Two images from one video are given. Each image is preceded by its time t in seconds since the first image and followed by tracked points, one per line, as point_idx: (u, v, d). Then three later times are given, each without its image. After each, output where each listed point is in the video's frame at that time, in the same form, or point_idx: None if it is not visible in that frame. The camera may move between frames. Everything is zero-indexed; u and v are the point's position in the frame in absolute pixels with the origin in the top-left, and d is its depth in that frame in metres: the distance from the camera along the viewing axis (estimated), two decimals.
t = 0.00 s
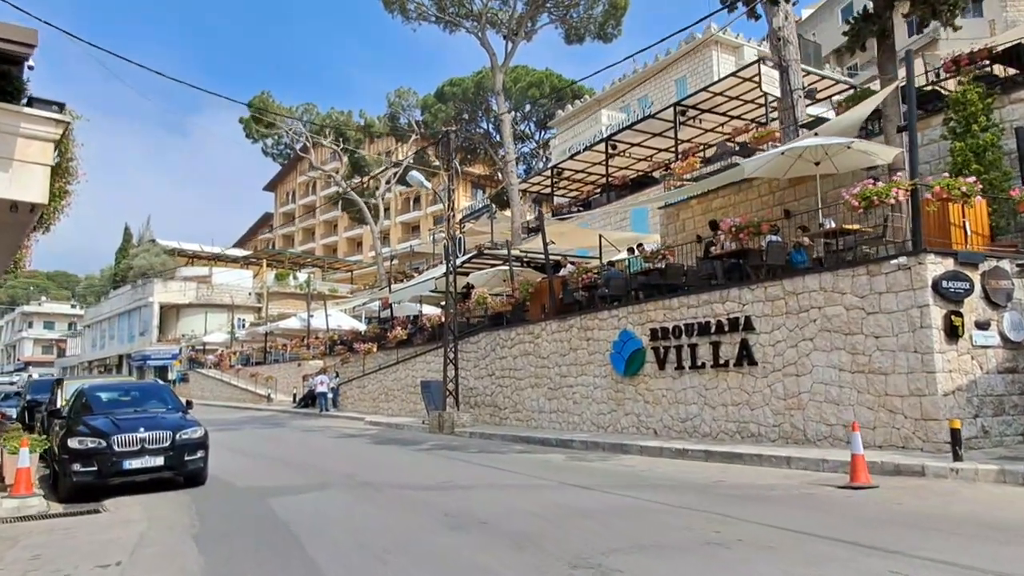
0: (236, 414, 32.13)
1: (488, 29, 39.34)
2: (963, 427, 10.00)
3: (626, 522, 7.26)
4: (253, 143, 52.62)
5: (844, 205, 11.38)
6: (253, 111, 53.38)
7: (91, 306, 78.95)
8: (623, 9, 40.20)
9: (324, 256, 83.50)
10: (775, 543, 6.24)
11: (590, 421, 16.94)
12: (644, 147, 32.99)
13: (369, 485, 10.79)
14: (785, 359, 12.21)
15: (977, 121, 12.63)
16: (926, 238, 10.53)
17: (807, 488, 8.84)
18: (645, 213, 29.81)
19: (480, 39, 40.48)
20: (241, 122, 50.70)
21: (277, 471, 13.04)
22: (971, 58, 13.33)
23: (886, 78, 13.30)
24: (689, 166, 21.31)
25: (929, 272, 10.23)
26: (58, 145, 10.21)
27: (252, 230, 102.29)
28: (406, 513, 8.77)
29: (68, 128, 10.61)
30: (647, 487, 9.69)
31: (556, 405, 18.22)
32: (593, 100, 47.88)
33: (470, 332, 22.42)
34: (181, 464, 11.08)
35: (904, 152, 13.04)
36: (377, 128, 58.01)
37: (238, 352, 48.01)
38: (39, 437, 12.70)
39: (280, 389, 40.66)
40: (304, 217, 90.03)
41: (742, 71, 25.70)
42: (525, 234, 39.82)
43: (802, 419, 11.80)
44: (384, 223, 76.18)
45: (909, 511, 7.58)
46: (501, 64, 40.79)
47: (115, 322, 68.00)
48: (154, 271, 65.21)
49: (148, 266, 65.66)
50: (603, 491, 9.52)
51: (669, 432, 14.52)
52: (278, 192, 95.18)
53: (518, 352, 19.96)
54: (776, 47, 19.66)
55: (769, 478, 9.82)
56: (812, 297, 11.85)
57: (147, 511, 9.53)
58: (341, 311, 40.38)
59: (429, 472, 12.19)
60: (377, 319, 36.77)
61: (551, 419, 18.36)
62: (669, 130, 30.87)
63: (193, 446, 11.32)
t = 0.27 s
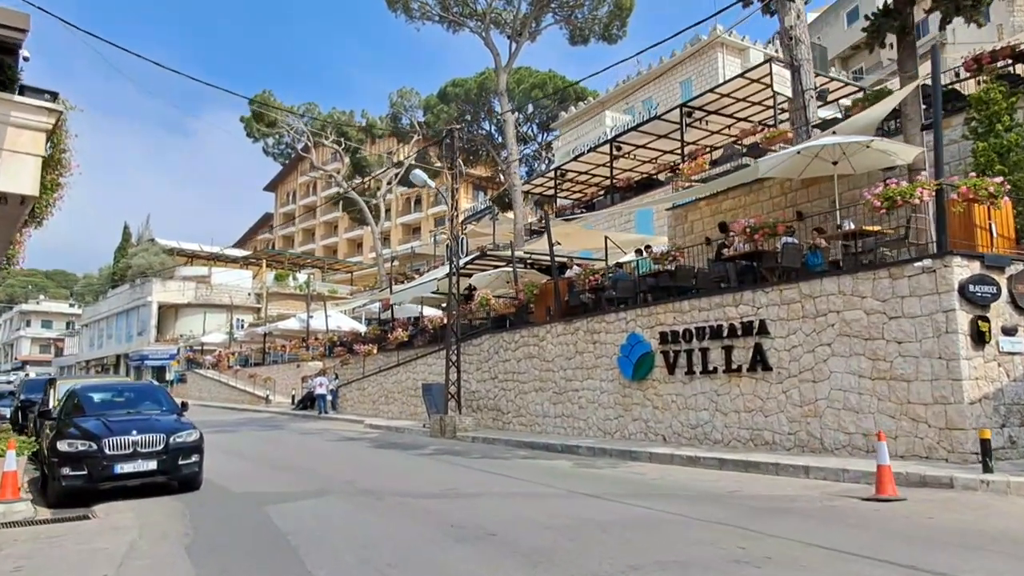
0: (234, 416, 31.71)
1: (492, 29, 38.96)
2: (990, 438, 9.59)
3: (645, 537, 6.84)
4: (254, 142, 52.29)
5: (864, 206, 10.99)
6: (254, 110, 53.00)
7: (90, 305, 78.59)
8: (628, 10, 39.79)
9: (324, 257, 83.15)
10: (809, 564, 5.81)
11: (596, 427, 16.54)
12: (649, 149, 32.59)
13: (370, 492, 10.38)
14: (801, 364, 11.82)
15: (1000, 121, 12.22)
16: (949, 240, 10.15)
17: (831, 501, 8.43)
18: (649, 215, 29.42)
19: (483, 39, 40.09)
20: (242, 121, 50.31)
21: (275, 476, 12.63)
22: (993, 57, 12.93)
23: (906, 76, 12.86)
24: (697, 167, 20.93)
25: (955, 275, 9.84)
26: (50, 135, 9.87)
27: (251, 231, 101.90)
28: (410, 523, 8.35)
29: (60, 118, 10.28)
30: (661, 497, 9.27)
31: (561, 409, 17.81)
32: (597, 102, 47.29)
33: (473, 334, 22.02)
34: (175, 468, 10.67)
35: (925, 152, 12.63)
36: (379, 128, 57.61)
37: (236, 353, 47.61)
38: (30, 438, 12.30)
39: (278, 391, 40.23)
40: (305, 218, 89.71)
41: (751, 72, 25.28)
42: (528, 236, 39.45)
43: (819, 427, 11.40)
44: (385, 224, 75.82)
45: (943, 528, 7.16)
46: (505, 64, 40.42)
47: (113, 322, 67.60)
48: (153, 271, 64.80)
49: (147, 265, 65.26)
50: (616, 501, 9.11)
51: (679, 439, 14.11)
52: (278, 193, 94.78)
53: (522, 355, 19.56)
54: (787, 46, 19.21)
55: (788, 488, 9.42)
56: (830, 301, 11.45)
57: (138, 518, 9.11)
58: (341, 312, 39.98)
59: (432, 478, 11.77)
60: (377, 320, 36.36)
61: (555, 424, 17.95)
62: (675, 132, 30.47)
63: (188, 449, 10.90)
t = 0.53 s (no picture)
0: (233, 415, 31.32)
1: (495, 27, 38.56)
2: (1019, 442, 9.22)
3: (667, 544, 6.48)
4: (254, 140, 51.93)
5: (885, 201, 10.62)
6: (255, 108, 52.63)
7: (88, 304, 78.21)
8: (632, 9, 39.38)
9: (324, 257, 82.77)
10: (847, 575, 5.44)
11: (603, 428, 16.15)
12: (653, 148, 32.21)
13: (373, 494, 9.98)
14: (819, 365, 11.43)
15: None
16: (977, 236, 9.78)
17: (856, 507, 8.06)
18: (654, 215, 29.06)
19: (486, 37, 39.71)
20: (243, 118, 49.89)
21: (274, 478, 12.24)
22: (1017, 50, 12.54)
23: (926, 69, 12.55)
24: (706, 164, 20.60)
25: (982, 272, 9.46)
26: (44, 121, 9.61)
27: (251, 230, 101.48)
28: (417, 527, 7.98)
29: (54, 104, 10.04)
30: (676, 503, 8.89)
31: (566, 410, 17.43)
32: (599, 101, 46.74)
33: (476, 333, 21.63)
34: (171, 469, 10.28)
35: (946, 147, 12.26)
36: (380, 127, 57.21)
37: (235, 352, 47.23)
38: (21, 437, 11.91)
39: (277, 390, 39.83)
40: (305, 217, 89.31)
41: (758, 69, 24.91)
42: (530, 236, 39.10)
43: (838, 430, 11.02)
44: (385, 224, 75.45)
45: (980, 537, 6.79)
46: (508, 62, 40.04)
47: (111, 320, 67.20)
48: (151, 269, 64.38)
49: (145, 264, 64.84)
50: (630, 505, 8.73)
51: (689, 442, 13.73)
52: (278, 192, 94.35)
53: (526, 355, 19.15)
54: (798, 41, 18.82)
55: (809, 493, 9.03)
56: (850, 299, 11.07)
57: (132, 521, 8.73)
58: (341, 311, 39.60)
59: (436, 480, 11.40)
60: (378, 320, 35.98)
61: (561, 425, 17.56)
62: (680, 131, 30.09)
63: (184, 449, 10.51)
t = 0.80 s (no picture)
0: (233, 414, 30.92)
1: (499, 23, 38.12)
2: None
3: (696, 554, 6.11)
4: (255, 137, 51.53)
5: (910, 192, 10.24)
6: (256, 104, 52.21)
7: (88, 302, 77.79)
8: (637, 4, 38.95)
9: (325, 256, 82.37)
10: None
11: (612, 429, 15.75)
12: (659, 144, 31.81)
13: (378, 498, 9.60)
14: (839, 364, 11.04)
15: None
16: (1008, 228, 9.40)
17: (888, 512, 7.68)
18: (660, 211, 28.65)
19: (489, 33, 39.30)
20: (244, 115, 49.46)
21: (275, 479, 11.86)
22: None
23: (949, 58, 12.23)
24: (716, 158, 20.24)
25: (1014, 266, 9.08)
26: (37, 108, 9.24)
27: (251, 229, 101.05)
28: (426, 532, 7.61)
29: (46, 92, 9.61)
30: (695, 508, 8.49)
31: (574, 410, 17.03)
32: (604, 98, 46.23)
33: (481, 331, 21.24)
34: (168, 470, 9.88)
35: (970, 138, 11.88)
36: (382, 125, 56.78)
37: (235, 351, 46.82)
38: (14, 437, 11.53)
39: (278, 390, 39.45)
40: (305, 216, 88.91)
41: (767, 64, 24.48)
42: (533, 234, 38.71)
43: (860, 431, 10.62)
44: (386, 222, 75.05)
45: None
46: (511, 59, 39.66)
47: (111, 319, 66.84)
48: (151, 267, 63.97)
49: (145, 262, 64.42)
50: (648, 510, 8.36)
51: (702, 443, 13.34)
52: (279, 191, 93.98)
53: (533, 353, 18.76)
54: (812, 33, 18.40)
55: (834, 497, 8.64)
56: (872, 295, 10.69)
57: (128, 525, 8.36)
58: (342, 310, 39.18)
59: (443, 482, 11.02)
60: (380, 319, 35.61)
61: (569, 426, 17.16)
62: (687, 127, 29.68)
63: (181, 450, 10.11)
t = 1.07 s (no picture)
0: (235, 414, 30.53)
1: (503, 18, 37.70)
2: None
3: (728, 564, 5.73)
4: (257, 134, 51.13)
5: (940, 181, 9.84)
6: (258, 101, 51.78)
7: (89, 302, 77.46)
8: None
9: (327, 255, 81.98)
10: None
11: (623, 429, 15.33)
12: (666, 140, 31.37)
13: (386, 501, 9.22)
14: (863, 362, 10.63)
15: None
16: None
17: (925, 518, 7.28)
18: (668, 207, 28.19)
19: (494, 28, 38.87)
20: (246, 112, 49.05)
21: (278, 481, 11.48)
22: None
23: (976, 44, 11.82)
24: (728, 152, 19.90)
25: None
26: (29, 95, 9.00)
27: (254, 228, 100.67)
28: (438, 538, 7.23)
29: (39, 79, 9.34)
30: (719, 513, 8.09)
31: (583, 410, 16.61)
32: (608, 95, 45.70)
33: (488, 330, 20.83)
34: (166, 473, 9.48)
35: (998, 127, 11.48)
36: (385, 122, 56.32)
37: (237, 350, 46.42)
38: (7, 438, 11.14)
39: (280, 389, 39.03)
40: (308, 215, 88.52)
41: (778, 57, 24.05)
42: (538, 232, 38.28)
43: (886, 431, 10.20)
44: (389, 221, 74.66)
45: None
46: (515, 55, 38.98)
47: (112, 318, 66.48)
48: (153, 266, 63.58)
49: (147, 261, 64.09)
50: (670, 515, 7.96)
51: (718, 444, 12.91)
52: (281, 190, 93.62)
53: (541, 352, 18.35)
54: (826, 24, 18.11)
55: (865, 501, 8.23)
56: (899, 290, 10.29)
57: (125, 529, 7.98)
58: (345, 309, 38.78)
59: (453, 485, 10.63)
60: (384, 318, 35.19)
61: (578, 426, 16.74)
62: (695, 122, 29.25)
63: (180, 451, 9.71)
